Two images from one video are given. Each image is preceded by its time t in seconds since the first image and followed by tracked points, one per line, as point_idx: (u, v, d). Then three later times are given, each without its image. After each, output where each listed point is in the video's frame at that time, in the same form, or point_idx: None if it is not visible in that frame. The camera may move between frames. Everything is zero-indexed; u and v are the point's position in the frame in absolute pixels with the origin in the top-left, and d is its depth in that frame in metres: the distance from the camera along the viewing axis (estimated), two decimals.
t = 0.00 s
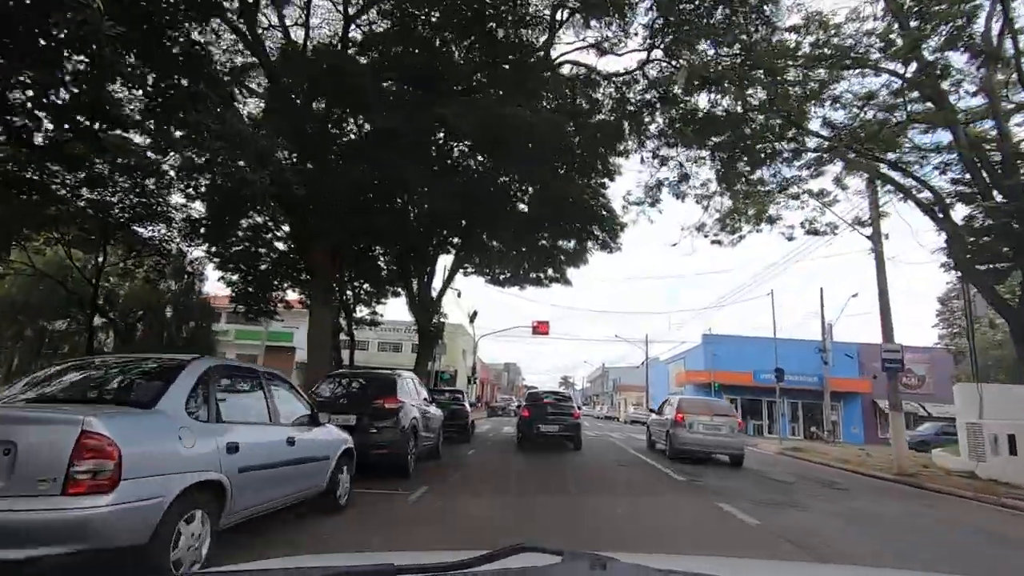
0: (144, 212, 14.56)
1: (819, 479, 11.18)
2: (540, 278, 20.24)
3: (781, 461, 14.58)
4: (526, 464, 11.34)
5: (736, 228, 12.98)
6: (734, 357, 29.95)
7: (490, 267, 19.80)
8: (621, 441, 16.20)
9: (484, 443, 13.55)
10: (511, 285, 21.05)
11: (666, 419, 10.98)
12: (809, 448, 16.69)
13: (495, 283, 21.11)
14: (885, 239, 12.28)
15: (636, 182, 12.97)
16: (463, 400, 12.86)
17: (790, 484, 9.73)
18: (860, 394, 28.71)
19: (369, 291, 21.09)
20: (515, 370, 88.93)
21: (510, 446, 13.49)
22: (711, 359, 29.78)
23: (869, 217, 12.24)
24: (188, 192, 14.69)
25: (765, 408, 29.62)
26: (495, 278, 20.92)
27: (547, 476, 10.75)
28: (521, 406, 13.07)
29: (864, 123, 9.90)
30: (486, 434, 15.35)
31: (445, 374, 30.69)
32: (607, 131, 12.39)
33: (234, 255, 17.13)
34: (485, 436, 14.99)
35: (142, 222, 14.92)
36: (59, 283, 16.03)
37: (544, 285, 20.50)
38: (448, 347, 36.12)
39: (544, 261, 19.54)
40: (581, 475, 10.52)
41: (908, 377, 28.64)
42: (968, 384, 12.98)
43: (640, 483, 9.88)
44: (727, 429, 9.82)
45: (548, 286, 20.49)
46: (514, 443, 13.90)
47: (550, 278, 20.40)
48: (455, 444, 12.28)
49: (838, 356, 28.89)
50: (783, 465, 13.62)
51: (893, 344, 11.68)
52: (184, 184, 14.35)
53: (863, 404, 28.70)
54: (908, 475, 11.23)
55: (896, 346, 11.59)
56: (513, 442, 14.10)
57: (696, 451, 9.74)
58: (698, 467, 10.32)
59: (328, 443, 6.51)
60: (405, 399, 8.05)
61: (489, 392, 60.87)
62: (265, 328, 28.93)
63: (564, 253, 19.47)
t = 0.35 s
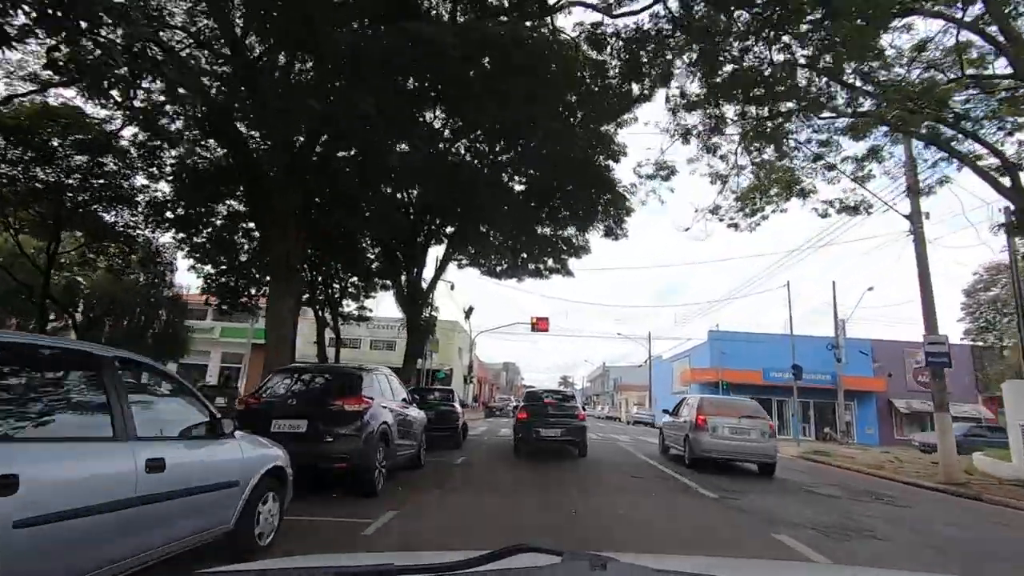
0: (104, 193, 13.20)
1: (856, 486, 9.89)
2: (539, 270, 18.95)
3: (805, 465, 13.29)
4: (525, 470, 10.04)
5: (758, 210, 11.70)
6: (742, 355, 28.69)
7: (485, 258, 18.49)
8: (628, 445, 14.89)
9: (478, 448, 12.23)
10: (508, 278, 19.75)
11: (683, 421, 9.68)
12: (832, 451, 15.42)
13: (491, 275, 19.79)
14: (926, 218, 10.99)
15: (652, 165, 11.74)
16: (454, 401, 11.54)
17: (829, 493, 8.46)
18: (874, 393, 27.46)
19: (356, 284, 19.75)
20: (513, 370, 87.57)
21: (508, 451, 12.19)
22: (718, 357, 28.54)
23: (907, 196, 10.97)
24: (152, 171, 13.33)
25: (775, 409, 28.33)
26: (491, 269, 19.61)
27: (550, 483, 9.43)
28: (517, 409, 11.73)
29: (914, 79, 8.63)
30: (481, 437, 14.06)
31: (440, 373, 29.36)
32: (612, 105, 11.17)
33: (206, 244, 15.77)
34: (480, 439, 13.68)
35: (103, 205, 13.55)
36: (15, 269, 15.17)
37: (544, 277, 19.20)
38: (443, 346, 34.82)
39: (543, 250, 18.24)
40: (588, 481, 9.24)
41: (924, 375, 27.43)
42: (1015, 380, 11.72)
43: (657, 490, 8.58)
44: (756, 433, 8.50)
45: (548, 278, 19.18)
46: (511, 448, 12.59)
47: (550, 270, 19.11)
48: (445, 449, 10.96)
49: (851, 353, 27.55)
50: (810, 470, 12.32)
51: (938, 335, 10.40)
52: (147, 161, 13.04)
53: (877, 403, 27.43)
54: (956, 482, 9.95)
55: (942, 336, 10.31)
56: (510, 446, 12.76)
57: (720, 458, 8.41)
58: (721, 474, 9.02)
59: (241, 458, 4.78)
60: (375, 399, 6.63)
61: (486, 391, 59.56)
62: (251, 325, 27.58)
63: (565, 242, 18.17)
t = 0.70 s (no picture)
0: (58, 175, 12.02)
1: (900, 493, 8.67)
2: (536, 260, 17.72)
3: (832, 471, 12.04)
4: (522, 479, 8.80)
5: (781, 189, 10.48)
6: (750, 352, 27.46)
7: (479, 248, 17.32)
8: (635, 450, 13.61)
9: (470, 455, 10.97)
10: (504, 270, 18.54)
11: (702, 424, 8.41)
12: (856, 455, 14.18)
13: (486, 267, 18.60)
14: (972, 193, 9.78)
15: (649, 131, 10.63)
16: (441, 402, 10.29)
17: (878, 504, 7.23)
18: (887, 391, 26.28)
19: (343, 277, 18.52)
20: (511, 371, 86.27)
21: (503, 458, 10.91)
22: (726, 355, 27.31)
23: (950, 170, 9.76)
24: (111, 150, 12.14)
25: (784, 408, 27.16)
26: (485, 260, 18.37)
27: (551, 493, 8.18)
28: (512, 411, 10.47)
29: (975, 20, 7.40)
30: (475, 442, 12.80)
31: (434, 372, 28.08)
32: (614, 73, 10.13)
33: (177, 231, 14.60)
34: (474, 444, 12.42)
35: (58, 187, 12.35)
36: None
37: (542, 269, 18.00)
38: (438, 345, 33.53)
39: (541, 239, 17.04)
40: (595, 492, 8.01)
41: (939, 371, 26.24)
42: None
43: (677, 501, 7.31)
44: (792, 438, 7.21)
45: (547, 269, 17.94)
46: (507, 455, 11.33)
47: (549, 261, 17.90)
48: (432, 456, 9.70)
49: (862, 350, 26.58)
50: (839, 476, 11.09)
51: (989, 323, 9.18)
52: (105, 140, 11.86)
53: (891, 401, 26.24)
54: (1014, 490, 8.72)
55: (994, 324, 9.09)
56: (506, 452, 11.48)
57: (750, 467, 7.12)
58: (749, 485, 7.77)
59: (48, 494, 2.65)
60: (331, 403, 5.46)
61: (484, 392, 58.26)
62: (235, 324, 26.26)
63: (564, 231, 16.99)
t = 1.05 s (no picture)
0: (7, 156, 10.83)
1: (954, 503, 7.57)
2: (535, 250, 16.63)
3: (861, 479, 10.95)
4: (521, 490, 7.69)
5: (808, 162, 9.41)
6: (757, 349, 26.43)
7: (472, 237, 16.27)
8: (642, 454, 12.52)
9: (462, 461, 9.86)
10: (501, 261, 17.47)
11: (727, 426, 7.31)
12: (882, 459, 13.09)
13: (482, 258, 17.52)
14: None
15: (654, 96, 9.72)
16: (429, 402, 9.18)
17: (939, 521, 6.14)
18: (900, 389, 25.25)
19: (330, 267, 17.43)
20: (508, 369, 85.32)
21: (497, 464, 9.79)
22: (732, 352, 26.27)
23: (1000, 139, 8.69)
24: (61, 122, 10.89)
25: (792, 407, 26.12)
26: (479, 250, 17.24)
27: (555, 505, 7.05)
28: (508, 412, 9.36)
29: None
30: (469, 446, 11.69)
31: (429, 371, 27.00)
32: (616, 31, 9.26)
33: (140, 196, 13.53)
34: (467, 448, 11.31)
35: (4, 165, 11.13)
36: None
37: (541, 260, 16.92)
38: (432, 343, 32.41)
39: (540, 227, 15.97)
40: (604, 504, 6.91)
41: (953, 369, 25.25)
42: None
43: (704, 517, 6.18)
44: (838, 443, 6.10)
45: (546, 260, 16.85)
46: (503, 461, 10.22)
47: (548, 251, 16.81)
48: (418, 464, 8.59)
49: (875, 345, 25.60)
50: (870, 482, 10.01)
51: None
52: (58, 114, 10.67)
53: (904, 400, 25.23)
54: None
55: None
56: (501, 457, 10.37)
57: (789, 478, 6.00)
58: (783, 496, 6.68)
59: None
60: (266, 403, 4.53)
61: (480, 390, 57.42)
62: (219, 320, 25.08)
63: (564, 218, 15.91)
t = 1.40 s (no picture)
0: None
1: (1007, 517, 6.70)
2: (532, 240, 15.70)
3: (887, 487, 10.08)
4: (517, 505, 6.77)
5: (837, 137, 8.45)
6: (763, 345, 25.59)
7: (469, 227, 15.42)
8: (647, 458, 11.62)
9: (451, 468, 8.94)
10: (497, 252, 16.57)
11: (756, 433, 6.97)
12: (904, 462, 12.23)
13: (477, 248, 16.61)
14: None
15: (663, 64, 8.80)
16: (413, 403, 8.24)
17: (1007, 543, 5.23)
18: (911, 386, 24.44)
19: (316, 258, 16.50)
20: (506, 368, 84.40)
21: (490, 472, 8.87)
22: (737, 349, 25.42)
23: None
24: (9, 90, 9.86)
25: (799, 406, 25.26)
26: (473, 240, 16.31)
27: (557, 523, 6.15)
28: (501, 414, 8.45)
29: None
30: (460, 449, 10.78)
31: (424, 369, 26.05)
32: None
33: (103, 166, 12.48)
34: (458, 453, 10.39)
35: None
36: None
37: (539, 250, 15.99)
38: (427, 340, 31.42)
39: (537, 215, 15.06)
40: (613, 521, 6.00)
41: (966, 366, 24.42)
42: None
43: (734, 541, 5.25)
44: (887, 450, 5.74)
45: (543, 251, 15.95)
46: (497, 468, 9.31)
47: (545, 241, 15.88)
48: (400, 473, 7.65)
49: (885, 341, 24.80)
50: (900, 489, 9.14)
51: None
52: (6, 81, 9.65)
53: (915, 398, 24.40)
54: None
55: None
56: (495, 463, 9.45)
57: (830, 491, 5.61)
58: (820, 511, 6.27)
59: None
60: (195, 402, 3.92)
61: (477, 388, 56.45)
62: (204, 317, 24.05)
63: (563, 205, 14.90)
